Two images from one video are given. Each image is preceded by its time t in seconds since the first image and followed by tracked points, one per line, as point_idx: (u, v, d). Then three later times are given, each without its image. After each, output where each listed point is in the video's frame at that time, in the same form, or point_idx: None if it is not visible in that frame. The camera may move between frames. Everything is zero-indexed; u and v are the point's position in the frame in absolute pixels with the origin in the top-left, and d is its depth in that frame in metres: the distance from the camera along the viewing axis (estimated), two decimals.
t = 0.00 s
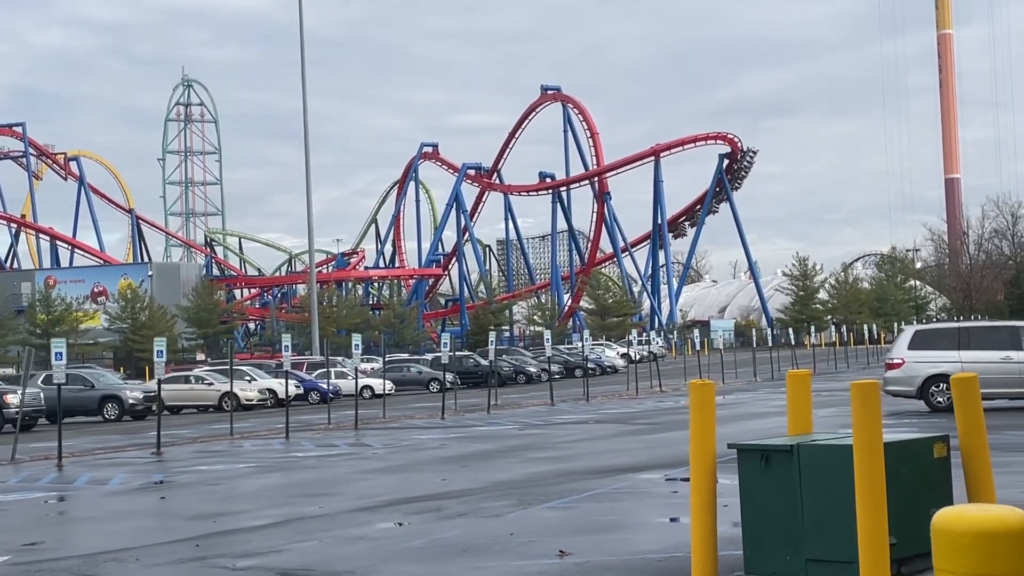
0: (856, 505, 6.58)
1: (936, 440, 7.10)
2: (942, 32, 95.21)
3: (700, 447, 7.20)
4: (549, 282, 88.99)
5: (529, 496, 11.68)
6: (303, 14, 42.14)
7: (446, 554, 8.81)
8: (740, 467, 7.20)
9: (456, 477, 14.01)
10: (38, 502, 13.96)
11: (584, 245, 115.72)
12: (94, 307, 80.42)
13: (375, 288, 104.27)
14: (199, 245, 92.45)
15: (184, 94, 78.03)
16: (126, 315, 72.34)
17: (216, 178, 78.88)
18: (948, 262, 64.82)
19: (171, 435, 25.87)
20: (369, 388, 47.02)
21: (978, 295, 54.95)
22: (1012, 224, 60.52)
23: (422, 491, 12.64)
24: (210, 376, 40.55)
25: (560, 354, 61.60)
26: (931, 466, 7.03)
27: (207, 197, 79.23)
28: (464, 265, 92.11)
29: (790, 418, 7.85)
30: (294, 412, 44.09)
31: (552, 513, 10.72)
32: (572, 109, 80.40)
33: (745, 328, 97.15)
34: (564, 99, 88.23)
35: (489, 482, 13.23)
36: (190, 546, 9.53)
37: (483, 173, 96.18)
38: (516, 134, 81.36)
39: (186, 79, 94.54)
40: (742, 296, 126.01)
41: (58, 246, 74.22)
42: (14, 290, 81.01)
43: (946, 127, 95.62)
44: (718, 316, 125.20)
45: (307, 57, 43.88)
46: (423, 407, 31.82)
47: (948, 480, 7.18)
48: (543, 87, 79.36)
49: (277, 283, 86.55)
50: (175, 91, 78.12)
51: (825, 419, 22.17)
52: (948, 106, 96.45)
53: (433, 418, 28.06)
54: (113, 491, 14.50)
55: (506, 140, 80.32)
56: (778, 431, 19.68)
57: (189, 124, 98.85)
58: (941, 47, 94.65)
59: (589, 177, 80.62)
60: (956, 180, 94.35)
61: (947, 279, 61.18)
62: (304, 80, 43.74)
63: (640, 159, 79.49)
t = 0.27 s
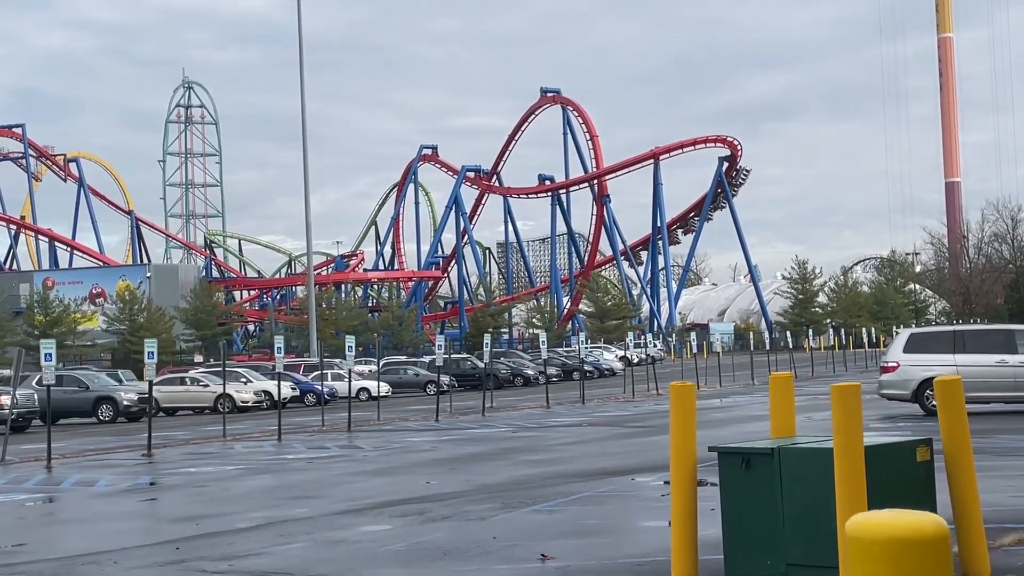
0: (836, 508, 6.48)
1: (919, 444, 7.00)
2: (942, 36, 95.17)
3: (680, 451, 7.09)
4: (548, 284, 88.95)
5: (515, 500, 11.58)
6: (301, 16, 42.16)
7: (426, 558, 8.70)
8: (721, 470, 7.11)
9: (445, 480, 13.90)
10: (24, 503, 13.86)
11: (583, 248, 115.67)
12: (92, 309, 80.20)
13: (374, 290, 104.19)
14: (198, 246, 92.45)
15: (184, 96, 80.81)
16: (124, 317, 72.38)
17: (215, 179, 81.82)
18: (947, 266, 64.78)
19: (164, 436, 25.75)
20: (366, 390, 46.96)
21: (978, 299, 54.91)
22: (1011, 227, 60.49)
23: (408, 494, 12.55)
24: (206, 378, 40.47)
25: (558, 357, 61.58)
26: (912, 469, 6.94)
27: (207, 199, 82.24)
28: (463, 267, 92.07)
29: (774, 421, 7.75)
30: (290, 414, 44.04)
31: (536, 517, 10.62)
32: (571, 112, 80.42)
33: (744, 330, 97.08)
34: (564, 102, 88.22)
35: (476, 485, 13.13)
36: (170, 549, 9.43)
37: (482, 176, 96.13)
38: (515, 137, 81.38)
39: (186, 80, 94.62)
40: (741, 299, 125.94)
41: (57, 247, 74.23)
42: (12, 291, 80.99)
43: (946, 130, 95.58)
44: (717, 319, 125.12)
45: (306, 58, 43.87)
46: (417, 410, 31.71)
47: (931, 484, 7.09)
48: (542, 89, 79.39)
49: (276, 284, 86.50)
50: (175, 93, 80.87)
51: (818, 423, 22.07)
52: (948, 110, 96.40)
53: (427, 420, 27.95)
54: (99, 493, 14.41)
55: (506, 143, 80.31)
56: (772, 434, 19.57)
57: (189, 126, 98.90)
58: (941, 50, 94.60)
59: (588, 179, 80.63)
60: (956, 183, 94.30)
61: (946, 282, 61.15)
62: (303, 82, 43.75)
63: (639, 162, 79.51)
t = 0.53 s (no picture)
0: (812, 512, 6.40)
1: (898, 450, 6.90)
2: (946, 38, 95.02)
3: (656, 456, 7.02)
4: (550, 286, 88.88)
5: (501, 503, 11.48)
6: (302, 17, 42.21)
7: (405, 562, 8.62)
8: (698, 476, 7.03)
9: (433, 483, 13.81)
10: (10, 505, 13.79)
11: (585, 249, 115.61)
12: (94, 309, 80.22)
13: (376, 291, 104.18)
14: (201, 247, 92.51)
15: (189, 98, 83.98)
16: (126, 317, 72.46)
17: (218, 179, 84.64)
18: (950, 269, 64.64)
19: (159, 438, 25.68)
20: (365, 392, 46.82)
21: (980, 301, 54.79)
22: (1014, 230, 60.36)
23: (395, 497, 12.45)
24: (204, 378, 40.41)
25: (558, 358, 61.42)
26: (892, 476, 6.84)
27: (210, 198, 84.97)
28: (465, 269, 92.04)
29: (754, 426, 7.66)
30: (288, 415, 43.96)
31: (521, 521, 10.52)
32: (574, 113, 80.43)
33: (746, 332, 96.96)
34: (567, 103, 88.23)
35: (464, 489, 13.03)
36: (148, 553, 9.34)
37: (485, 177, 96.08)
38: (518, 138, 81.38)
39: (190, 80, 94.72)
40: (744, 301, 125.83)
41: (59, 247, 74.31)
42: (14, 291, 80.82)
43: (950, 133, 95.43)
44: (720, 321, 125.05)
45: (307, 59, 43.84)
46: (414, 411, 31.63)
47: (911, 491, 6.99)
48: (544, 91, 79.39)
49: (278, 284, 86.51)
50: (180, 95, 84.10)
51: (814, 426, 21.97)
52: (952, 113, 96.29)
53: (423, 422, 27.87)
54: (87, 494, 14.32)
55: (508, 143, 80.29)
56: (767, 438, 19.48)
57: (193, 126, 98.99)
58: (945, 53, 94.44)
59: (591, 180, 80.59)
60: (960, 185, 94.12)
61: (949, 285, 61.02)
62: (304, 84, 43.77)
63: (642, 164, 79.45)
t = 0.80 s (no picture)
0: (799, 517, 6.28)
1: (890, 452, 6.76)
2: (956, 39, 94.64)
3: (643, 457, 6.91)
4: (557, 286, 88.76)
5: (494, 504, 11.37)
6: (309, 17, 42.13)
7: (391, 565, 8.52)
8: (686, 479, 6.92)
9: (429, 484, 13.70)
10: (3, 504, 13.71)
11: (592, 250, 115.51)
12: (100, 308, 80.25)
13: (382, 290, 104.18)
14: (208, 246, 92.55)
15: (197, 96, 82.25)
16: (132, 316, 72.54)
17: (228, 180, 82.82)
18: (958, 270, 64.39)
19: (159, 437, 25.60)
20: (370, 391, 46.75)
21: (988, 303, 54.54)
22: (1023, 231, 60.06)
23: (389, 498, 12.35)
24: (207, 378, 40.33)
25: (564, 359, 61.34)
26: (882, 480, 6.72)
27: (219, 198, 83.10)
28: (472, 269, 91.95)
29: (745, 426, 7.54)
30: (293, 414, 43.94)
31: (514, 523, 10.42)
32: (582, 114, 80.31)
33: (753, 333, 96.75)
34: (574, 103, 88.08)
35: (459, 490, 12.93)
36: (135, 554, 9.26)
37: (492, 177, 95.92)
38: (525, 138, 81.29)
39: (198, 80, 94.78)
40: (751, 302, 125.62)
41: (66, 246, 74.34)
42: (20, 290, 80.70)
43: (959, 134, 95.09)
44: (727, 322, 124.86)
45: (313, 59, 43.76)
46: (416, 411, 31.54)
47: (903, 495, 6.86)
48: (552, 91, 79.24)
49: (286, 284, 86.48)
50: (188, 94, 82.34)
51: (817, 428, 21.83)
52: (961, 113, 95.94)
53: (425, 422, 27.79)
54: (81, 494, 14.25)
55: (515, 144, 80.18)
56: (768, 440, 19.35)
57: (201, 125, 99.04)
58: (954, 54, 94.08)
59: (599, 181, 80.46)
60: (969, 187, 93.76)
61: (957, 287, 60.74)
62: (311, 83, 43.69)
63: (650, 164, 79.28)
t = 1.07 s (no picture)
0: (796, 519, 6.16)
1: (891, 454, 6.63)
2: (970, 40, 94.16)
3: (640, 456, 6.79)
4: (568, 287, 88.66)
5: (494, 505, 11.26)
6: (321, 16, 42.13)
7: (387, 565, 8.42)
8: (683, 478, 6.79)
9: (432, 484, 13.58)
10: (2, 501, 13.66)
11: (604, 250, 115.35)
12: (112, 307, 80.42)
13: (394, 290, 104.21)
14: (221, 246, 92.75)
15: (213, 96, 81.69)
16: (144, 315, 72.74)
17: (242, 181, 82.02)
18: (972, 272, 64.19)
19: (166, 436, 25.53)
20: (380, 391, 46.68)
21: (1001, 305, 54.27)
22: None
23: (389, 498, 12.24)
24: (216, 376, 40.37)
25: (575, 359, 61.24)
26: (883, 483, 6.57)
27: (231, 197, 82.34)
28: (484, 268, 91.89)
29: (744, 427, 7.41)
30: (302, 413, 43.96)
31: (513, 523, 10.31)
32: (594, 114, 80.25)
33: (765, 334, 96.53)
34: (586, 104, 88.04)
35: (461, 490, 12.82)
36: (128, 553, 9.18)
37: (504, 177, 95.79)
38: (537, 139, 81.29)
39: (212, 80, 94.89)
40: (763, 303, 125.35)
41: (79, 245, 74.52)
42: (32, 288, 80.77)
43: (973, 135, 94.64)
44: (739, 323, 124.62)
45: (325, 58, 43.78)
46: (424, 411, 31.46)
47: (902, 499, 6.73)
48: (565, 91, 79.12)
49: (297, 284, 86.53)
50: (203, 93, 81.63)
51: (825, 429, 21.68)
52: (975, 115, 95.56)
53: (432, 422, 27.72)
54: (81, 493, 14.19)
55: (528, 144, 80.14)
56: (773, 441, 19.24)
57: (215, 125, 99.27)
58: (969, 55, 93.61)
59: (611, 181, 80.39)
60: (983, 189, 93.29)
61: (971, 289, 60.45)
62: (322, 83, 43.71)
63: (662, 165, 79.18)
